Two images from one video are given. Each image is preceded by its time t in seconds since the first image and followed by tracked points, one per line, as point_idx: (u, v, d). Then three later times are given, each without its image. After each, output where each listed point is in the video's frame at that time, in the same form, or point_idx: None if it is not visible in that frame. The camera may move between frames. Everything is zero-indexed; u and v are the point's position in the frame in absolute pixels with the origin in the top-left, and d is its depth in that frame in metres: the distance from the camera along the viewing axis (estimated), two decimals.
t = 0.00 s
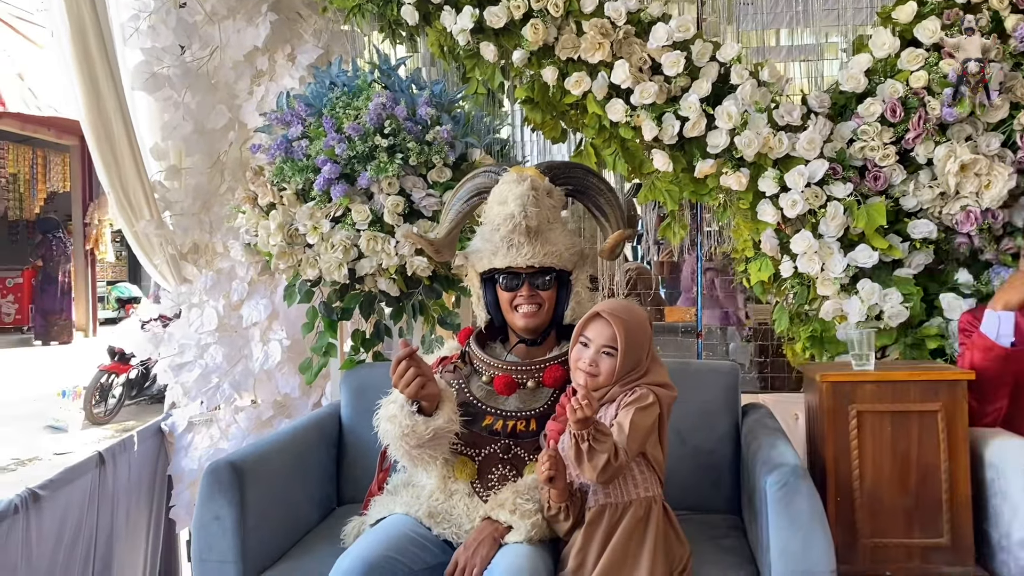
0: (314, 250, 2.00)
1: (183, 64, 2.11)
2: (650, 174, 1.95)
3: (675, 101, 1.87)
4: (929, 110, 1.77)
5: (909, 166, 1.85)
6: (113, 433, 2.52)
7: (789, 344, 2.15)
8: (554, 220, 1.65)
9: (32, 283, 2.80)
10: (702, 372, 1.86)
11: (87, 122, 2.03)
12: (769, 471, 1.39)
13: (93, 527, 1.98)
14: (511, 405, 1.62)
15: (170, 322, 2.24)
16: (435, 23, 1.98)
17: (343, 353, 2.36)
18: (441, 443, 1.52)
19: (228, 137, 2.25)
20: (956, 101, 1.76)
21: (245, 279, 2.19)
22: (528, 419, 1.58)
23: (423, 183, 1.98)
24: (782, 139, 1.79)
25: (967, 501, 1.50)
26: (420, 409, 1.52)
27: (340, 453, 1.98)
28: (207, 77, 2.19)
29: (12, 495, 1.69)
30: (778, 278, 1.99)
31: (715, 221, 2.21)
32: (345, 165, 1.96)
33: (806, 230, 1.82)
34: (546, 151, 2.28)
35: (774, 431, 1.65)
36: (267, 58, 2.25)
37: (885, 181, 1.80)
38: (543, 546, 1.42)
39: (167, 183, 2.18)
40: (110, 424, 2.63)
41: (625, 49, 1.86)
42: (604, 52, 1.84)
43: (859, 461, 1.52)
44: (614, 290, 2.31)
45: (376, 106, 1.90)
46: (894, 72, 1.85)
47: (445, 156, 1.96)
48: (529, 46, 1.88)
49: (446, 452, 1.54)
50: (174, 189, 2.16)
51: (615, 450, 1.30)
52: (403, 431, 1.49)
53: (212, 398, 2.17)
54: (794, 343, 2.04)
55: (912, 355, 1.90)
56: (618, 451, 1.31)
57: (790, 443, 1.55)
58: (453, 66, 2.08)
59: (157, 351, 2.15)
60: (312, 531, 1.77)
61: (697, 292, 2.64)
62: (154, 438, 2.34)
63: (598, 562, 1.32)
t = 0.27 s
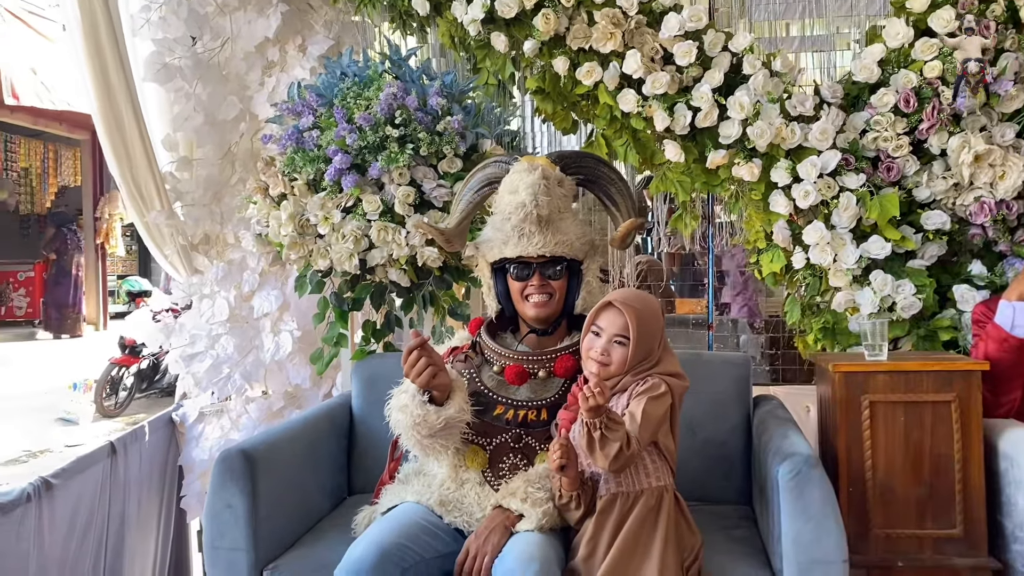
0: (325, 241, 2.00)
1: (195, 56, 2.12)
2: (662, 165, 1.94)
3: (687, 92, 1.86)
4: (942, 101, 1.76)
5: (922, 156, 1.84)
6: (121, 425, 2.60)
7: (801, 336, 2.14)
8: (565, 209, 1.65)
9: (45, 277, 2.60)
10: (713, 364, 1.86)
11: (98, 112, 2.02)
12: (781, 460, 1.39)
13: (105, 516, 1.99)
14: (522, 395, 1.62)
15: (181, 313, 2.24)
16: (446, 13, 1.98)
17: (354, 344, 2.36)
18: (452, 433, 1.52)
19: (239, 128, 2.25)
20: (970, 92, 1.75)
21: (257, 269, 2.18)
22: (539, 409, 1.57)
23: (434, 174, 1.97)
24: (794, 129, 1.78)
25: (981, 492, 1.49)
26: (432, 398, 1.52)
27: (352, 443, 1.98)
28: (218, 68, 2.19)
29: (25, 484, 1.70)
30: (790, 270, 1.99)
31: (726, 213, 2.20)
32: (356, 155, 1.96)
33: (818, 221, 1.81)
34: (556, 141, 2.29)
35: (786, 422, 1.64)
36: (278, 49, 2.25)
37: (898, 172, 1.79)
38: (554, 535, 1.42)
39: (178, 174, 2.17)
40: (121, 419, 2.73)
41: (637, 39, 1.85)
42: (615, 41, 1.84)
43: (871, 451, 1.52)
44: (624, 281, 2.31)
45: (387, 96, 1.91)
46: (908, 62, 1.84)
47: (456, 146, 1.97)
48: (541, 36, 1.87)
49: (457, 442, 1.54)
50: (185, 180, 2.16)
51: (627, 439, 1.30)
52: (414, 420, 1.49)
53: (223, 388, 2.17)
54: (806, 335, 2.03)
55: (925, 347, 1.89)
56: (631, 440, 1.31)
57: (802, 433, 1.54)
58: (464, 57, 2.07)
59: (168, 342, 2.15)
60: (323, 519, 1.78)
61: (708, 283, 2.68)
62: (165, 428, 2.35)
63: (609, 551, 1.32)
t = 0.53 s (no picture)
0: (337, 235, 2.01)
1: (208, 50, 2.12)
2: (673, 161, 1.96)
3: (697, 88, 1.87)
4: (955, 99, 1.76)
5: (933, 154, 1.84)
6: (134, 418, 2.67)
7: (811, 333, 2.14)
8: (573, 205, 1.66)
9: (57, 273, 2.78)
10: (722, 360, 1.87)
11: (111, 109, 2.04)
12: (790, 456, 1.39)
13: (118, 507, 2.01)
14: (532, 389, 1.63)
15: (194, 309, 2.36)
16: (458, 10, 1.98)
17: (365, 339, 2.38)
18: (462, 426, 1.53)
19: (251, 123, 2.27)
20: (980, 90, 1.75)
21: (268, 264, 2.20)
22: (547, 403, 1.58)
23: (444, 170, 1.98)
24: (805, 126, 1.78)
25: (990, 489, 1.50)
26: (442, 392, 1.53)
27: (362, 437, 2.00)
28: (232, 64, 2.20)
29: (39, 474, 1.72)
30: (800, 266, 1.99)
31: (736, 209, 2.20)
32: (367, 150, 1.97)
33: (829, 218, 1.81)
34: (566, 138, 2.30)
35: (795, 418, 1.65)
36: (290, 45, 2.27)
37: (909, 169, 1.79)
38: (563, 529, 1.43)
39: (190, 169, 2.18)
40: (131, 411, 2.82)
41: (648, 36, 1.86)
42: (626, 38, 1.83)
43: (880, 447, 1.52)
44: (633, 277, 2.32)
45: (399, 92, 1.91)
46: (920, 59, 1.85)
47: (467, 142, 1.97)
48: (552, 32, 1.88)
49: (466, 435, 1.55)
50: (198, 175, 2.15)
51: (638, 434, 1.31)
52: (424, 413, 1.51)
53: (235, 381, 2.19)
54: (816, 332, 2.04)
55: (934, 344, 1.89)
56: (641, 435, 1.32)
57: (811, 429, 1.55)
58: (475, 53, 2.08)
59: (180, 335, 2.18)
60: (334, 511, 1.80)
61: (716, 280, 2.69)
62: (177, 421, 2.37)
63: (618, 544, 1.33)
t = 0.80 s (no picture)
0: (347, 233, 2.02)
1: (221, 49, 2.14)
2: (684, 161, 1.95)
3: (709, 88, 1.87)
4: (966, 99, 1.76)
5: (946, 155, 1.84)
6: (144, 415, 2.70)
7: (821, 335, 2.14)
8: (580, 204, 1.66)
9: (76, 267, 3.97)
10: (732, 361, 1.87)
11: (123, 106, 2.05)
12: (799, 457, 1.39)
13: (129, 502, 2.03)
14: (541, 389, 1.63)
15: (205, 301, 2.32)
16: (469, 9, 1.99)
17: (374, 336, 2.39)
18: (468, 425, 1.54)
19: (263, 121, 2.27)
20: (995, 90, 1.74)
21: (280, 261, 2.20)
22: (555, 403, 1.59)
23: (455, 169, 1.99)
24: (816, 127, 1.78)
25: (1000, 493, 1.49)
26: (448, 389, 1.53)
27: (372, 434, 2.01)
28: (245, 62, 2.21)
29: (52, 469, 1.74)
30: (811, 267, 1.99)
31: (747, 209, 2.20)
32: (379, 149, 1.98)
33: (840, 219, 1.81)
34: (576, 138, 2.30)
35: (804, 419, 1.65)
36: (302, 43, 2.26)
37: (920, 170, 1.78)
38: (572, 528, 1.44)
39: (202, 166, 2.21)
40: (143, 406, 2.86)
41: (659, 36, 1.86)
42: (638, 37, 1.84)
43: (889, 448, 1.52)
44: (643, 276, 2.32)
45: (410, 91, 1.92)
46: (932, 61, 1.84)
47: (478, 141, 1.97)
48: (563, 32, 1.88)
49: (474, 435, 1.56)
50: (210, 172, 2.19)
51: (648, 435, 1.32)
52: (431, 411, 1.51)
53: (246, 377, 2.21)
54: (827, 333, 2.04)
55: (946, 346, 1.89)
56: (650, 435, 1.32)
57: (820, 430, 1.55)
58: (487, 52, 2.08)
59: (191, 331, 2.19)
60: (343, 508, 1.80)
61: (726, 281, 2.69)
62: (188, 417, 2.39)
63: (626, 544, 1.34)
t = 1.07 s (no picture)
0: (358, 228, 2.02)
1: (233, 43, 2.14)
2: (695, 158, 1.94)
3: (721, 85, 1.87)
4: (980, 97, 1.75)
5: (959, 154, 1.83)
6: (153, 409, 2.73)
7: (831, 333, 2.14)
8: (588, 199, 1.66)
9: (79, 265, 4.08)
10: (741, 359, 1.87)
11: (137, 101, 2.06)
12: (809, 454, 1.39)
13: (139, 495, 2.04)
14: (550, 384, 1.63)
15: (214, 297, 2.33)
16: (481, 5, 1.99)
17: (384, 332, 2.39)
18: (476, 419, 1.54)
19: (275, 116, 2.28)
20: (1010, 88, 1.72)
21: (290, 256, 2.21)
22: (563, 398, 1.58)
23: (466, 164, 1.99)
24: (829, 124, 1.77)
25: (1012, 491, 1.48)
26: (458, 382, 1.54)
27: (381, 428, 2.01)
28: (257, 57, 2.22)
29: (63, 461, 1.75)
30: (822, 265, 1.99)
31: (758, 207, 2.20)
32: (390, 144, 1.98)
33: (851, 217, 1.80)
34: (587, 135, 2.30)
35: (814, 417, 1.64)
36: (314, 38, 2.27)
37: (933, 168, 1.78)
38: (581, 523, 1.44)
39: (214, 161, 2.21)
40: (152, 400, 2.89)
41: (671, 33, 1.86)
42: (650, 34, 1.84)
43: (900, 447, 1.52)
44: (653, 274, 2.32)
45: (421, 86, 1.92)
46: (946, 59, 1.84)
47: (489, 137, 1.97)
48: (575, 28, 1.87)
49: (482, 430, 1.56)
50: (222, 167, 2.19)
51: (657, 431, 1.32)
52: (439, 405, 1.51)
53: (255, 371, 2.21)
54: (837, 331, 2.03)
55: (957, 345, 1.88)
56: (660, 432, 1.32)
57: (830, 428, 1.54)
58: (498, 47, 2.08)
59: (201, 325, 2.18)
60: (352, 502, 1.81)
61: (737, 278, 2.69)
62: (198, 410, 2.40)
63: (635, 540, 1.34)
